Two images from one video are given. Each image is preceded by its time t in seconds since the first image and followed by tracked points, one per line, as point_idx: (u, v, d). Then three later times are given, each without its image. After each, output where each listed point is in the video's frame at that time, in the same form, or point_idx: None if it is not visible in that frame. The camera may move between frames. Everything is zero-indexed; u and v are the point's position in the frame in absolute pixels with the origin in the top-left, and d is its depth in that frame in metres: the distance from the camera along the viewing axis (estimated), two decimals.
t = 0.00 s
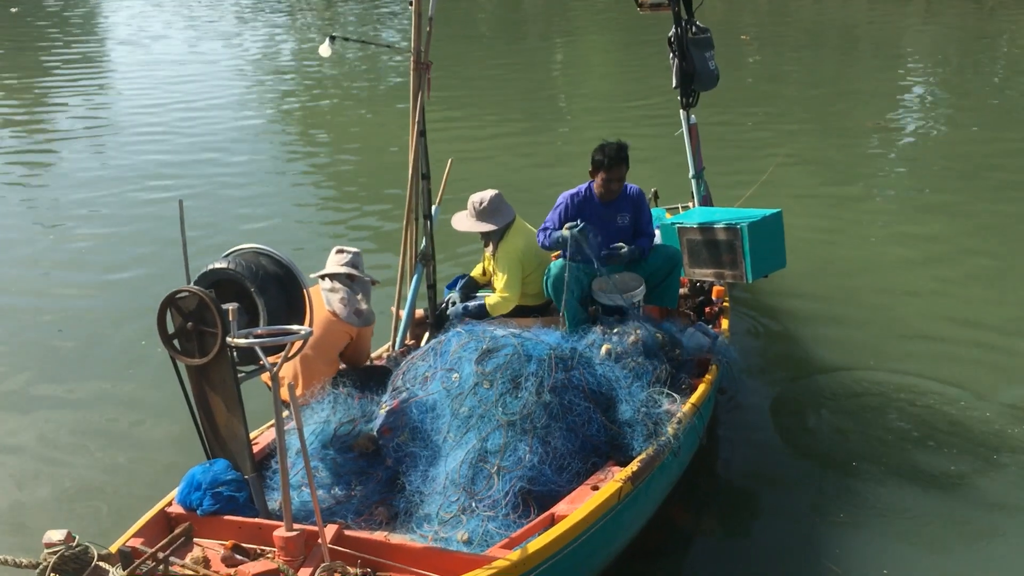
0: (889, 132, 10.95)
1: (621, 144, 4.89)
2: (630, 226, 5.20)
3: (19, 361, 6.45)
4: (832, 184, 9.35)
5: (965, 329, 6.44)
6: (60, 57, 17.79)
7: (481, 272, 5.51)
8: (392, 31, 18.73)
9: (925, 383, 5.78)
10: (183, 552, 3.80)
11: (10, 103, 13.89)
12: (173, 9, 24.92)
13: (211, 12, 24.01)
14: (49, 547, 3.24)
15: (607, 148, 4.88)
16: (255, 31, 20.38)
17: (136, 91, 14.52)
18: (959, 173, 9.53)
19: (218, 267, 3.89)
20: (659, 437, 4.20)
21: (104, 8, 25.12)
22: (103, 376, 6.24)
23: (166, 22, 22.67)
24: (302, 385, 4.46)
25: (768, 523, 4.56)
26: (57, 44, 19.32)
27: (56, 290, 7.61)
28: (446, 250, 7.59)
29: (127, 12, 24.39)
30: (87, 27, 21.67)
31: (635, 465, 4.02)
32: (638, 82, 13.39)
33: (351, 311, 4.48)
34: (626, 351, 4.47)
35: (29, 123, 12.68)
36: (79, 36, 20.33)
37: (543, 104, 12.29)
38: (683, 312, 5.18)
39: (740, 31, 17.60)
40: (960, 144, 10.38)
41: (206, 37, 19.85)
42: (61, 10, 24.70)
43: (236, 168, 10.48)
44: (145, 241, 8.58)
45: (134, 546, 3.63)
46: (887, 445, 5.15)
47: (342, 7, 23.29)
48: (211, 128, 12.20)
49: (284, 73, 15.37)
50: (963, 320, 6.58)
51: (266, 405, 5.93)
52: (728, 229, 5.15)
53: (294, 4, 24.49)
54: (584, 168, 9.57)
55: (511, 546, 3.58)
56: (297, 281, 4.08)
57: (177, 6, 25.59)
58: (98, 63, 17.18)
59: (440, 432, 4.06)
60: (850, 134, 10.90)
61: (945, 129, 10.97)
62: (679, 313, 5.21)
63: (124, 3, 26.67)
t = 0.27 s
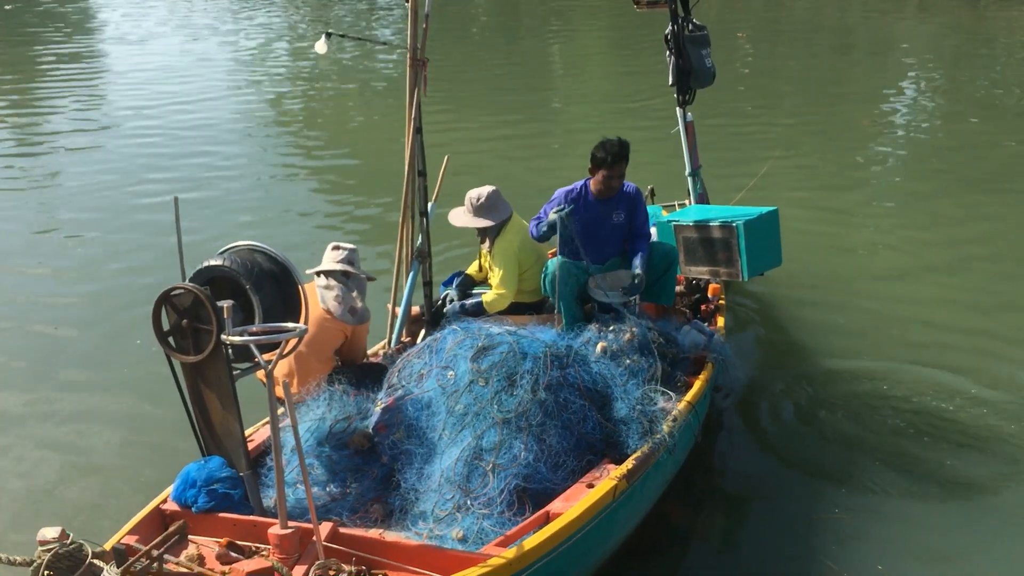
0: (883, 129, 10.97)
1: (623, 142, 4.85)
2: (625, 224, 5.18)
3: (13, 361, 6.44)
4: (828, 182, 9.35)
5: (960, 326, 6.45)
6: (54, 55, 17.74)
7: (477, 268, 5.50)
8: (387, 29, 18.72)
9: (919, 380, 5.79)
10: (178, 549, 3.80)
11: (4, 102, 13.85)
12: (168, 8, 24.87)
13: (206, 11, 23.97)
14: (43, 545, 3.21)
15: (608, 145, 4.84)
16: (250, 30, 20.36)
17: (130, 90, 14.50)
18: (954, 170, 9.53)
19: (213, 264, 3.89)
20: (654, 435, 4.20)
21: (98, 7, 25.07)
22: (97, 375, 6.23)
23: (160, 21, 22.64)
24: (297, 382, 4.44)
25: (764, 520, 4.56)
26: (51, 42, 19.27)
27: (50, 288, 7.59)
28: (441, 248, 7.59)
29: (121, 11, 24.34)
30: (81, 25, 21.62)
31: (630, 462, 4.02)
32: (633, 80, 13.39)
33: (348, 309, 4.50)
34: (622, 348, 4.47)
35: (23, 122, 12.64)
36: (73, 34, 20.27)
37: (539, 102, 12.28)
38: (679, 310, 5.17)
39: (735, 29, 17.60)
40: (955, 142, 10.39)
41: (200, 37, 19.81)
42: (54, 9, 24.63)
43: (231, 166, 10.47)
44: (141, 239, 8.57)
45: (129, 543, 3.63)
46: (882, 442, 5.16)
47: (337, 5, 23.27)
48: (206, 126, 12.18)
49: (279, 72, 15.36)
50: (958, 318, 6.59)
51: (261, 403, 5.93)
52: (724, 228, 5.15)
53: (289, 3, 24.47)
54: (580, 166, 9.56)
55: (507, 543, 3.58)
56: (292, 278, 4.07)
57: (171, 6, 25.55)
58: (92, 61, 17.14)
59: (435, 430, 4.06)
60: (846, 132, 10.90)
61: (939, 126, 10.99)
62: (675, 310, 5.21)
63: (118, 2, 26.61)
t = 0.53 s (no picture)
0: (880, 127, 10.98)
1: (623, 141, 4.86)
2: (615, 225, 5.18)
3: (9, 359, 6.44)
4: (825, 180, 9.35)
5: (957, 325, 6.46)
6: (51, 53, 17.70)
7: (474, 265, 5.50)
8: (385, 27, 18.72)
9: (916, 378, 5.80)
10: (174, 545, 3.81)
11: (1, 100, 13.82)
12: (165, 7, 24.87)
13: (203, 10, 23.97)
14: (38, 542, 3.22)
15: (609, 141, 4.87)
16: (247, 29, 20.37)
17: (128, 88, 14.48)
18: (951, 167, 9.54)
19: (209, 261, 3.88)
20: (650, 433, 4.21)
21: (95, 6, 25.07)
22: (94, 373, 6.22)
23: (157, 20, 22.63)
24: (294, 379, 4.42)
25: (759, 517, 4.58)
26: (48, 40, 19.24)
27: (48, 286, 7.59)
28: (438, 245, 7.60)
29: (118, 10, 24.33)
30: (78, 24, 21.59)
31: (626, 460, 4.03)
32: (631, 78, 13.40)
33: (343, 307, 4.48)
34: (619, 346, 4.46)
35: (19, 120, 12.62)
36: (69, 33, 20.25)
37: (536, 100, 12.29)
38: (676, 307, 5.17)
39: (733, 26, 17.61)
40: (952, 139, 10.40)
41: (197, 35, 19.81)
42: (51, 8, 24.61)
43: (229, 163, 10.47)
44: (138, 237, 8.57)
45: (124, 540, 3.63)
46: (878, 439, 5.17)
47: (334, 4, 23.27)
48: (203, 125, 12.18)
49: (277, 70, 15.37)
50: (954, 315, 6.60)
51: (258, 401, 5.93)
52: (720, 225, 5.15)
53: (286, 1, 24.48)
54: (577, 164, 9.56)
55: (502, 541, 3.59)
56: (289, 275, 4.07)
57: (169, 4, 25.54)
58: (89, 60, 17.11)
59: (432, 427, 4.06)
60: (843, 129, 10.90)
61: (936, 123, 11.00)
62: (672, 308, 5.21)
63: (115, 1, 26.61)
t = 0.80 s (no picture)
0: (878, 124, 10.98)
1: (619, 139, 4.84)
2: (615, 224, 5.15)
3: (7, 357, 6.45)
4: (822, 178, 9.36)
5: (954, 323, 6.48)
6: (47, 52, 17.67)
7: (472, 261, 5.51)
8: (383, 25, 18.72)
9: (913, 376, 5.81)
10: (171, 542, 3.81)
11: None
12: (163, 6, 24.87)
13: (202, 9, 23.97)
14: (35, 538, 3.24)
15: (605, 140, 4.85)
16: (245, 28, 20.37)
17: (124, 87, 14.46)
18: (948, 165, 9.55)
19: (207, 257, 3.87)
20: (647, 431, 4.21)
21: (93, 5, 25.07)
22: (90, 371, 6.22)
23: (155, 18, 22.63)
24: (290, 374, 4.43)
25: (755, 514, 4.59)
26: (46, 39, 19.24)
27: (45, 284, 7.60)
28: (435, 242, 7.61)
29: (116, 9, 24.32)
30: (74, 22, 21.55)
31: (623, 458, 4.03)
32: (629, 76, 13.40)
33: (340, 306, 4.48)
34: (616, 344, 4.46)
35: (16, 119, 12.60)
36: (67, 32, 20.25)
37: (534, 97, 12.30)
38: (674, 306, 5.17)
39: (732, 24, 17.61)
40: (950, 137, 10.41)
41: (196, 34, 19.81)
42: (49, 7, 24.62)
43: (227, 161, 10.47)
44: (136, 235, 8.57)
45: (121, 535, 3.63)
46: (875, 437, 5.18)
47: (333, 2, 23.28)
48: (201, 122, 12.19)
49: (275, 68, 15.38)
50: (951, 313, 6.62)
51: (255, 398, 5.94)
52: (718, 224, 5.15)
53: None
54: (575, 162, 9.56)
55: (498, 539, 3.59)
56: (286, 272, 4.06)
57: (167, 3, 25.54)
58: (86, 58, 17.07)
59: (429, 424, 4.06)
60: (841, 127, 10.90)
61: (934, 121, 11.00)
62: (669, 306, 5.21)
63: None
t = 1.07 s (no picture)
0: (876, 122, 10.99)
1: (612, 135, 4.83)
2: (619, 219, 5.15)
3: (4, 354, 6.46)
4: (821, 175, 9.36)
5: (952, 320, 6.48)
6: (46, 51, 17.66)
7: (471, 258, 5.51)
8: (381, 24, 18.73)
9: (910, 373, 5.82)
10: (168, 539, 3.83)
11: None
12: (161, 6, 24.88)
13: (200, 8, 23.98)
14: (32, 535, 3.20)
15: (597, 139, 4.83)
16: (243, 27, 20.38)
17: (123, 85, 14.45)
18: (946, 163, 9.55)
19: (205, 253, 3.86)
20: (645, 429, 4.21)
21: (91, 5, 25.07)
22: (89, 369, 6.22)
23: (153, 18, 22.63)
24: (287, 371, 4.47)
25: (752, 512, 4.60)
26: (44, 38, 19.23)
27: (43, 281, 7.61)
28: (433, 239, 7.62)
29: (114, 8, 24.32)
30: (73, 21, 21.53)
31: (621, 457, 4.03)
32: (627, 73, 13.41)
33: (340, 305, 4.46)
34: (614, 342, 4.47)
35: (14, 117, 12.58)
36: (66, 31, 20.25)
37: (532, 95, 12.31)
38: (673, 304, 5.17)
39: (730, 22, 17.62)
40: (947, 135, 10.42)
41: (193, 33, 19.81)
42: (47, 6, 24.61)
43: (225, 158, 10.49)
44: (134, 233, 8.58)
45: (119, 532, 3.63)
46: (872, 434, 5.19)
47: (331, 2, 23.29)
48: (199, 121, 12.19)
49: (273, 67, 15.40)
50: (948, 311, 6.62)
51: (253, 395, 5.95)
52: (717, 222, 5.15)
53: None
54: (574, 159, 9.55)
55: (496, 537, 3.60)
56: (285, 269, 4.05)
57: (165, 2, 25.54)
58: (84, 57, 17.06)
59: (427, 422, 4.06)
60: (839, 125, 10.90)
61: (932, 118, 11.01)
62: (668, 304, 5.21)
63: None
